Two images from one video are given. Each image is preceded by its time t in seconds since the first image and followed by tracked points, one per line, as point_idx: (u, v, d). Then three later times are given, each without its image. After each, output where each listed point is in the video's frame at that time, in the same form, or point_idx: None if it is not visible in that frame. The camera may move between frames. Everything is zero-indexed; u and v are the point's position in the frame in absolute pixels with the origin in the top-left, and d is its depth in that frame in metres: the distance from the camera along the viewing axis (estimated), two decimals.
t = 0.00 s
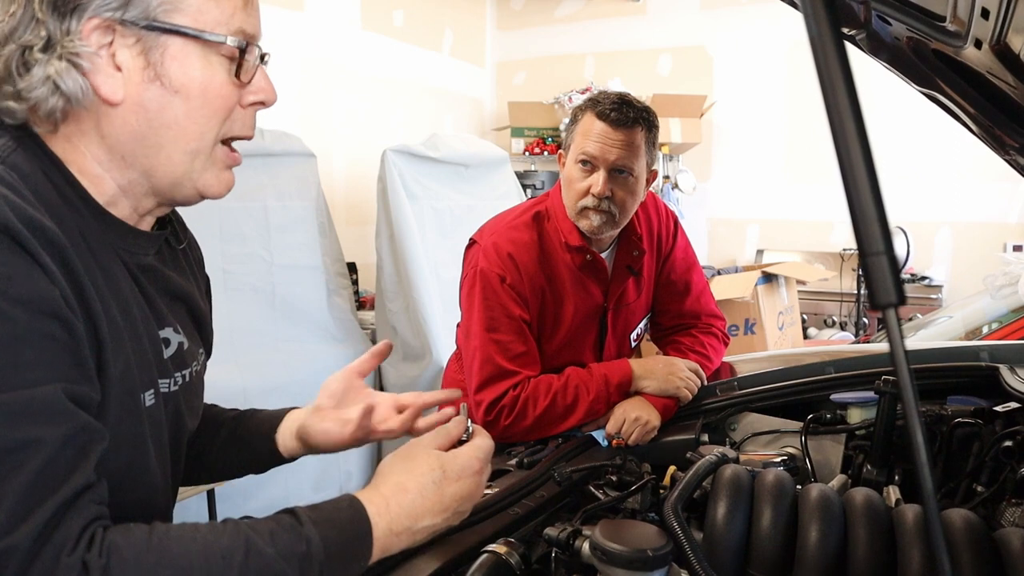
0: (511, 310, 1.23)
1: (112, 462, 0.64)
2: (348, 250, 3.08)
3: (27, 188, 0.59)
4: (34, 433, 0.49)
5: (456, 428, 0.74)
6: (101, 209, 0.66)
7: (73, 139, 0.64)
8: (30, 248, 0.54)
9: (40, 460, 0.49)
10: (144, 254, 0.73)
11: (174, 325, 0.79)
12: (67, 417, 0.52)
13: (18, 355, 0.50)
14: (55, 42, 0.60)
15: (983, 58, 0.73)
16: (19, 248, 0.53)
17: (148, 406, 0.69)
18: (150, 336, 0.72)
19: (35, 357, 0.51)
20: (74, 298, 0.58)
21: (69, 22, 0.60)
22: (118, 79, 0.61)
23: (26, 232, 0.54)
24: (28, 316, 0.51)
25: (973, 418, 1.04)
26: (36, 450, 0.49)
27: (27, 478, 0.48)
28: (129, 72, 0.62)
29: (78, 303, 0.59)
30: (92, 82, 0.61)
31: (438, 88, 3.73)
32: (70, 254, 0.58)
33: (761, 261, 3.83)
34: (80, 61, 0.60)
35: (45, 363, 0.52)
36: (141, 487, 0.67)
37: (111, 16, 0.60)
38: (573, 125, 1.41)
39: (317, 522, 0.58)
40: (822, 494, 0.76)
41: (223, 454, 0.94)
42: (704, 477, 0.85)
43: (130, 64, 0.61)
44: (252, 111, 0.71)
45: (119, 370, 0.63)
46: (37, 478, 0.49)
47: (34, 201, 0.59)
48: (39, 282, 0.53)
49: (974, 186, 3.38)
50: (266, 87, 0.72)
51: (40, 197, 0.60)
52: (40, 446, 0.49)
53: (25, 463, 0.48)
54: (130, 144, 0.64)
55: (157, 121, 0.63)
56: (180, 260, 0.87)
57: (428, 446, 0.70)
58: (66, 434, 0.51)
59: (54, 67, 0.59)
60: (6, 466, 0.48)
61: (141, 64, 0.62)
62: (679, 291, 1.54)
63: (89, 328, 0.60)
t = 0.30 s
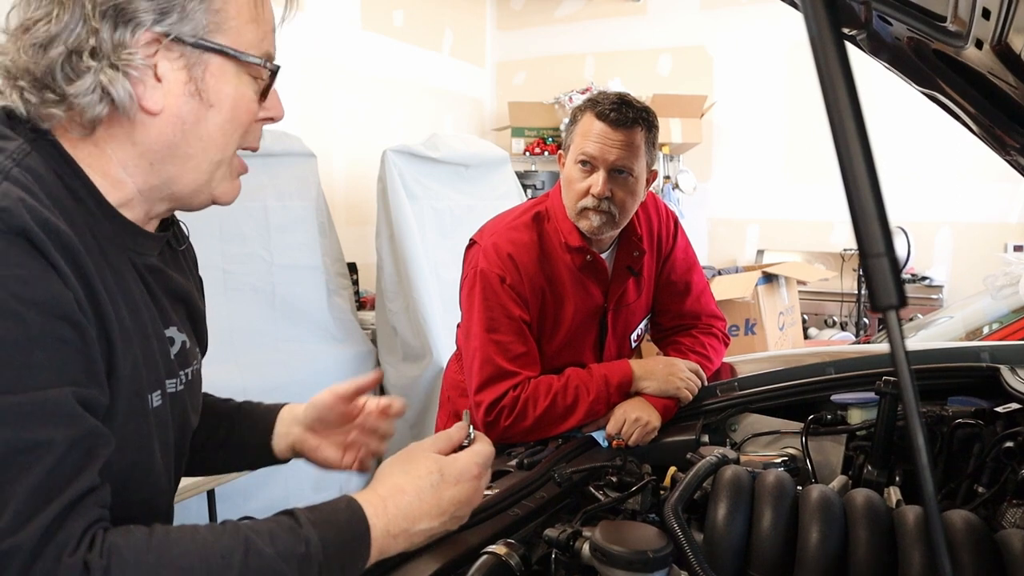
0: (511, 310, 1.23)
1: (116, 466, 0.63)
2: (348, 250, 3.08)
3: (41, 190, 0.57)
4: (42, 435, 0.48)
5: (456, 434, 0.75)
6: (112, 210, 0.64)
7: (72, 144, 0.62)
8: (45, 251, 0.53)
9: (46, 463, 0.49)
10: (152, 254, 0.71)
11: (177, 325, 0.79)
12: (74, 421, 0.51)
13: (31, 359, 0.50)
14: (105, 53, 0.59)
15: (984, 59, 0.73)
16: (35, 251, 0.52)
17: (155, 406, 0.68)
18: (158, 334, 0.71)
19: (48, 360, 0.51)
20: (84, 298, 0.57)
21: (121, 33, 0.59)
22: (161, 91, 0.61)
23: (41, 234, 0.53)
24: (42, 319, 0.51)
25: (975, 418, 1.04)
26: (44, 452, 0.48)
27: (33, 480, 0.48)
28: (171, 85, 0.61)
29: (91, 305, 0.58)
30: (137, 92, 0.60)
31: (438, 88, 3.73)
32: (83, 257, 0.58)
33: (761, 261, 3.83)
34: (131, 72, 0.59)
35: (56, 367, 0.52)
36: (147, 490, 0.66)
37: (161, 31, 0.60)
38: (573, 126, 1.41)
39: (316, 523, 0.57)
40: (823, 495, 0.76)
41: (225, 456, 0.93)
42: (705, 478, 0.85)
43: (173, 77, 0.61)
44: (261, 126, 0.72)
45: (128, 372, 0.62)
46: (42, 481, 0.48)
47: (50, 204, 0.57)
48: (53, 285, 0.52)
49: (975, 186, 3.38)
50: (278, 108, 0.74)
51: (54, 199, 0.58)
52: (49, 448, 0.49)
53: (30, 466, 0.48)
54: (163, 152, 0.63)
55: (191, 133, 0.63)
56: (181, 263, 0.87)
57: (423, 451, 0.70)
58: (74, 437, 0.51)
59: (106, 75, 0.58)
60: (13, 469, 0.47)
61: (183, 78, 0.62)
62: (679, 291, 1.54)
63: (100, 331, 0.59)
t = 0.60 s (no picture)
0: (513, 311, 1.23)
1: (120, 469, 0.63)
2: (349, 250, 3.08)
3: (52, 194, 0.57)
4: (47, 436, 0.48)
5: (454, 435, 0.75)
6: (121, 213, 0.64)
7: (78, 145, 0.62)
8: (54, 253, 0.53)
9: (53, 464, 0.49)
10: (160, 256, 0.71)
11: (184, 326, 0.78)
12: (81, 423, 0.51)
13: (36, 360, 0.50)
14: (117, 48, 0.59)
15: (986, 59, 0.73)
16: (44, 253, 0.52)
17: (161, 409, 0.67)
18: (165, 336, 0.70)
19: (55, 362, 0.51)
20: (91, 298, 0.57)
21: (134, 29, 0.59)
22: (170, 88, 0.61)
23: (50, 237, 0.53)
24: (49, 321, 0.51)
25: (977, 419, 1.04)
26: (51, 453, 0.49)
27: (39, 482, 0.48)
28: (180, 83, 0.61)
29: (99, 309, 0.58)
30: (146, 88, 0.60)
31: (439, 89, 3.73)
32: (92, 260, 0.57)
33: (762, 261, 3.83)
34: (141, 67, 0.59)
35: (63, 369, 0.51)
36: (150, 491, 0.66)
37: (173, 30, 0.60)
38: (575, 127, 1.41)
39: (319, 525, 0.57)
40: (826, 496, 0.76)
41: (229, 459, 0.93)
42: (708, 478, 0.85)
43: (182, 75, 0.61)
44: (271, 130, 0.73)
45: (135, 375, 0.62)
46: (48, 482, 0.48)
47: (61, 209, 0.57)
48: (62, 286, 0.52)
49: (977, 186, 3.38)
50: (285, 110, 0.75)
51: (64, 202, 0.58)
52: (55, 449, 0.49)
53: (36, 467, 0.48)
54: (172, 151, 0.63)
55: (198, 132, 0.63)
56: (190, 267, 0.87)
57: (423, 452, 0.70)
58: (79, 439, 0.51)
59: (117, 69, 0.58)
60: (18, 470, 0.47)
61: (192, 77, 0.62)
62: (681, 292, 1.54)
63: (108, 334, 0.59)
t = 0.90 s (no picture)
0: (515, 309, 1.23)
1: (125, 469, 0.62)
2: (350, 249, 3.08)
3: (60, 193, 0.56)
4: (57, 431, 0.48)
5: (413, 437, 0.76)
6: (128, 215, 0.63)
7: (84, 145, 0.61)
8: (63, 251, 0.52)
9: (61, 460, 0.48)
10: (166, 258, 0.70)
11: (188, 327, 0.78)
12: (89, 419, 0.50)
13: (42, 358, 0.49)
14: (112, 75, 0.58)
15: (992, 58, 0.73)
16: (52, 251, 0.51)
17: (166, 407, 0.66)
18: (171, 337, 0.69)
19: (61, 359, 0.50)
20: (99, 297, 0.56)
21: (128, 57, 0.57)
22: (168, 113, 0.59)
23: (59, 234, 0.52)
24: (57, 320, 0.50)
25: (980, 418, 1.04)
26: (60, 449, 0.48)
27: (48, 478, 0.47)
28: (179, 108, 0.60)
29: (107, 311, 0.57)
30: (141, 115, 0.59)
31: (439, 89, 3.73)
32: (100, 260, 0.57)
33: (763, 261, 3.82)
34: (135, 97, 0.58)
35: (70, 367, 0.50)
36: (153, 490, 0.65)
37: (169, 56, 0.58)
38: (577, 126, 1.40)
39: (318, 517, 0.57)
40: (829, 495, 0.76)
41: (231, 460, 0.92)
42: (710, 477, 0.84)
43: (180, 99, 0.59)
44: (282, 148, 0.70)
45: (142, 374, 0.61)
46: (57, 478, 0.48)
47: (70, 209, 0.56)
48: (70, 285, 0.51)
49: (978, 185, 3.38)
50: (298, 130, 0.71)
51: (72, 202, 0.57)
52: (65, 445, 0.48)
53: (45, 463, 0.47)
54: (172, 173, 0.62)
55: (197, 157, 0.61)
56: (193, 270, 0.86)
57: (402, 450, 0.72)
58: (88, 435, 0.50)
59: (108, 99, 0.57)
60: (26, 466, 0.46)
61: (191, 101, 0.60)
62: (683, 291, 1.54)
63: (116, 335, 0.58)
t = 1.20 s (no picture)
0: (516, 309, 1.23)
1: (132, 471, 0.61)
2: (350, 249, 3.08)
3: (71, 192, 0.56)
4: (65, 430, 0.47)
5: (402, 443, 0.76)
6: (134, 219, 0.62)
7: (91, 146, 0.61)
8: (73, 251, 0.52)
9: (68, 457, 0.47)
10: (177, 263, 0.69)
11: (195, 329, 0.75)
12: (97, 417, 0.50)
13: (51, 356, 0.48)
14: (102, 88, 0.58)
15: (994, 57, 0.73)
16: (63, 251, 0.51)
17: (172, 409, 0.66)
18: (177, 339, 0.68)
19: (71, 358, 0.50)
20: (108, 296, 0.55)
21: (116, 69, 0.57)
22: (163, 124, 0.59)
23: (70, 235, 0.52)
24: (66, 319, 0.50)
25: (981, 417, 1.04)
26: (66, 446, 0.47)
27: (56, 476, 0.47)
28: (175, 117, 0.59)
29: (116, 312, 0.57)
30: (136, 128, 0.59)
31: (440, 89, 3.73)
32: (110, 261, 0.56)
33: (763, 261, 3.82)
34: (128, 110, 0.58)
35: (78, 365, 0.50)
36: (157, 495, 0.64)
37: (158, 67, 0.58)
38: (581, 126, 1.38)
39: (314, 514, 0.58)
40: (831, 494, 0.76)
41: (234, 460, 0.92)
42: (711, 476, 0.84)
43: (177, 109, 0.59)
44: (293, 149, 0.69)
45: (149, 375, 0.61)
46: (64, 476, 0.47)
47: (82, 209, 0.56)
48: (80, 285, 0.51)
49: (979, 185, 3.38)
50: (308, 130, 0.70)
51: (84, 204, 0.57)
52: (72, 442, 0.48)
53: (53, 460, 0.47)
54: (175, 183, 0.62)
55: (200, 164, 0.61)
56: (204, 273, 0.84)
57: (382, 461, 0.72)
58: (94, 433, 0.50)
59: (99, 114, 0.57)
60: (33, 463, 0.46)
61: (186, 111, 0.59)
62: (684, 290, 1.54)
63: (124, 335, 0.57)
